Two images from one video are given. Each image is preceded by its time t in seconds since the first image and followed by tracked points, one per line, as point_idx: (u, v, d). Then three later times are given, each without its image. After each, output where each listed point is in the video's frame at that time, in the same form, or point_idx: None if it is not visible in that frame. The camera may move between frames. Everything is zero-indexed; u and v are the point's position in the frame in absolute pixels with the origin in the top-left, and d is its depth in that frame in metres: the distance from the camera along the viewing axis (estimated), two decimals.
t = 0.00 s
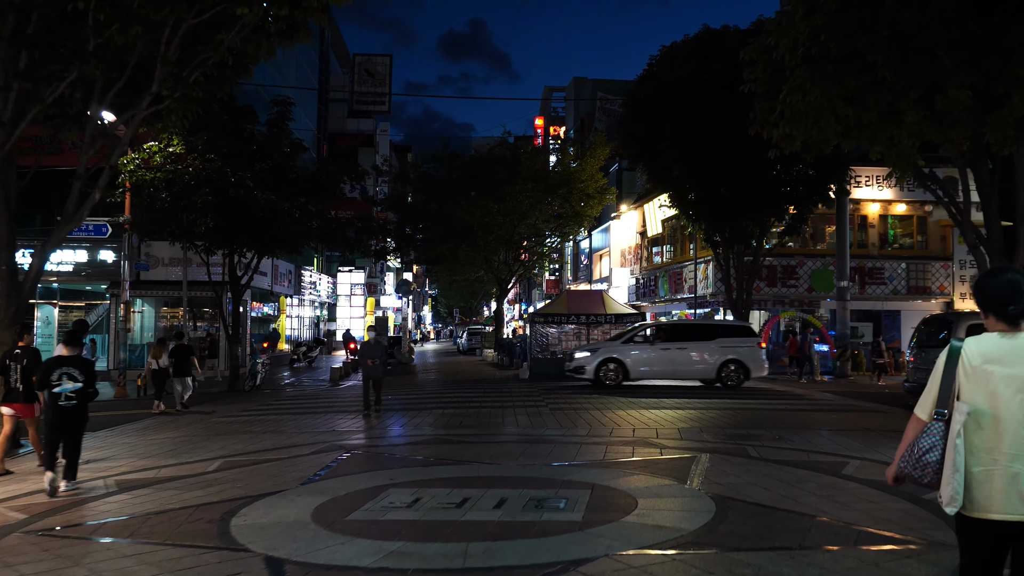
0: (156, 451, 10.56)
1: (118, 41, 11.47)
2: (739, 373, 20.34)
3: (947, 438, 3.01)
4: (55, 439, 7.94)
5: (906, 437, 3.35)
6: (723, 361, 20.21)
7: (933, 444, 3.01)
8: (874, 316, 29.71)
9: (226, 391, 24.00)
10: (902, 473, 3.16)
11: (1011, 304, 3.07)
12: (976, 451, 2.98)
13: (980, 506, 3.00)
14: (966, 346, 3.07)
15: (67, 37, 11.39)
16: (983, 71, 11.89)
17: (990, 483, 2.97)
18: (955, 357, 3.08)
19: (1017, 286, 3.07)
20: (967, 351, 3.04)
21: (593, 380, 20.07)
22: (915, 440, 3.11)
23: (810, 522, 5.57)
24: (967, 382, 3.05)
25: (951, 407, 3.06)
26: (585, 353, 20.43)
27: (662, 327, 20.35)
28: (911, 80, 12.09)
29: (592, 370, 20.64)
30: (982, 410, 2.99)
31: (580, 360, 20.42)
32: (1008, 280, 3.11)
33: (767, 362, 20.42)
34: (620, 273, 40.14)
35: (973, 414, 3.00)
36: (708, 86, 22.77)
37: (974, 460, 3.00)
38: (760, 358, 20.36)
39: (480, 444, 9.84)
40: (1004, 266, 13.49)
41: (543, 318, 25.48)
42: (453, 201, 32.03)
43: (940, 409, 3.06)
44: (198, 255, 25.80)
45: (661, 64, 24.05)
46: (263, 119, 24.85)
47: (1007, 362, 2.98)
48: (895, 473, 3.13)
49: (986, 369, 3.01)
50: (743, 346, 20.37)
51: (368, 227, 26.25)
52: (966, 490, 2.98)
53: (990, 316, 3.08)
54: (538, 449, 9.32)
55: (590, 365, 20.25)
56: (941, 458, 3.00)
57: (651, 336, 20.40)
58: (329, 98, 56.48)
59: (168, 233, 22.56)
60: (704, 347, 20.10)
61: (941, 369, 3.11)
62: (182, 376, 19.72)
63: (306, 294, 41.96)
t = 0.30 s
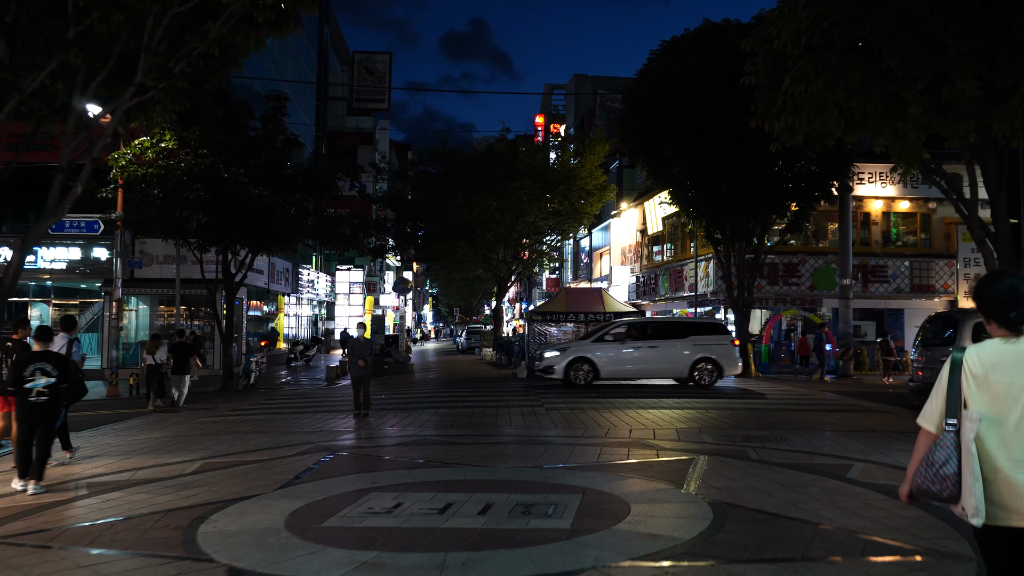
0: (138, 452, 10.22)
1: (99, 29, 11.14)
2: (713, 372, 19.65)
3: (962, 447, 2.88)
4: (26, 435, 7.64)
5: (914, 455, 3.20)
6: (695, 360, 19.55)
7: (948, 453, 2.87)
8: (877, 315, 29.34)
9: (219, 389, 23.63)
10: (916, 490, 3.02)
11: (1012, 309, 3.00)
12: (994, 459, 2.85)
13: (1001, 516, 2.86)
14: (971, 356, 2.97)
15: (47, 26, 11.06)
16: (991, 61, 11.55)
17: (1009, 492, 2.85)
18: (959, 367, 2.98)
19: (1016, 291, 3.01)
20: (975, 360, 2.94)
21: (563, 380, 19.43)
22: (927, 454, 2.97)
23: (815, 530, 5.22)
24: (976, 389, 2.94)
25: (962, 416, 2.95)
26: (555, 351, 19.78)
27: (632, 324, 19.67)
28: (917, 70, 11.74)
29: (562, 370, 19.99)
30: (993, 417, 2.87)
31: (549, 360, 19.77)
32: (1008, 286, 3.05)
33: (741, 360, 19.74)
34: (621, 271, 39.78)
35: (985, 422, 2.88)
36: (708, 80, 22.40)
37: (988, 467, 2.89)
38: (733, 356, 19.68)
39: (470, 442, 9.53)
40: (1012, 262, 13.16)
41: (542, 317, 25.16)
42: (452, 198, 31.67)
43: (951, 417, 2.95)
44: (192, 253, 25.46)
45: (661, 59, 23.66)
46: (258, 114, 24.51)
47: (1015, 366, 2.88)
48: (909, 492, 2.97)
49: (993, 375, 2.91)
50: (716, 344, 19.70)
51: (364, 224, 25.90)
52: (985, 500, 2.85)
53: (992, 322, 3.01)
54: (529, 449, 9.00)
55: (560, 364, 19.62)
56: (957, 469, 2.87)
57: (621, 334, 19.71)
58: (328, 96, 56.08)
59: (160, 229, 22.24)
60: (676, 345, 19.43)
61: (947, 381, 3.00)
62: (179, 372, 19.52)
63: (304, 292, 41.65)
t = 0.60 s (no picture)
0: (117, 459, 9.88)
1: (76, 23, 10.79)
2: (687, 373, 19.09)
3: (954, 439, 2.91)
4: None
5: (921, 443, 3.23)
6: (669, 362, 18.99)
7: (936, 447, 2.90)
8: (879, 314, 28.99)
9: (211, 392, 23.27)
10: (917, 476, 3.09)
11: (1014, 300, 2.97)
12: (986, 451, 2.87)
13: (996, 506, 2.88)
14: (973, 346, 2.96)
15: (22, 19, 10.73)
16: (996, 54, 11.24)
17: (1001, 485, 2.87)
18: (961, 358, 2.98)
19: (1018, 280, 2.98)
20: (974, 352, 2.93)
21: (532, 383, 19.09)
22: (926, 443, 3.02)
23: (815, 547, 4.89)
24: (975, 381, 2.94)
25: (959, 408, 2.96)
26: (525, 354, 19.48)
27: (603, 326, 19.11)
28: (920, 63, 11.43)
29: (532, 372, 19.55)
30: (986, 410, 2.88)
31: (519, 362, 19.37)
32: (1013, 274, 3.01)
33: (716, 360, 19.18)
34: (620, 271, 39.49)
35: (977, 416, 2.89)
36: (708, 77, 22.03)
37: (982, 459, 2.91)
38: (708, 356, 19.08)
39: (459, 448, 9.21)
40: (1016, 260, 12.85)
41: (539, 317, 24.89)
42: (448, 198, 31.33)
43: (946, 409, 2.97)
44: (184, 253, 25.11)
45: (659, 55, 23.26)
46: (251, 113, 24.17)
47: (1012, 358, 2.87)
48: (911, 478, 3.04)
49: (991, 367, 2.90)
50: (690, 344, 19.10)
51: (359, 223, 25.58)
52: (977, 492, 2.88)
53: (993, 313, 2.98)
54: (519, 455, 8.66)
55: (530, 366, 19.27)
56: (949, 459, 2.91)
57: (592, 335, 19.15)
58: (326, 96, 55.68)
59: (150, 230, 21.92)
60: (648, 347, 18.93)
61: (948, 371, 3.01)
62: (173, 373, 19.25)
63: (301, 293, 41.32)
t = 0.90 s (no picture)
0: (92, 462, 9.54)
1: (51, 12, 10.44)
2: (661, 372, 18.79)
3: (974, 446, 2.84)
4: None
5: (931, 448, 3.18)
6: (643, 361, 18.68)
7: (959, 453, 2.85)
8: (880, 313, 28.66)
9: (202, 392, 22.93)
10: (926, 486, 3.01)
11: None
12: (1008, 460, 2.83)
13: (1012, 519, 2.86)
14: (991, 352, 2.92)
15: None
16: (1001, 45, 10.92)
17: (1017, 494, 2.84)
18: (979, 363, 2.93)
19: None
20: (994, 359, 2.89)
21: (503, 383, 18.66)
22: (941, 450, 2.94)
23: (811, 562, 4.55)
24: (993, 387, 2.91)
25: (977, 414, 2.91)
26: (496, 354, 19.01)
27: (576, 325, 18.75)
28: (922, 54, 11.10)
29: (503, 371, 19.12)
30: (1008, 417, 2.84)
31: (490, 362, 18.94)
32: None
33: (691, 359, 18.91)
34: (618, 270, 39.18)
35: (1000, 422, 2.85)
36: (706, 72, 21.69)
37: (1000, 466, 2.86)
38: (682, 355, 18.80)
39: (447, 451, 8.89)
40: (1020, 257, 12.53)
41: (534, 316, 24.58)
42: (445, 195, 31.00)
43: (965, 416, 2.92)
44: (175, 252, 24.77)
45: (657, 51, 22.91)
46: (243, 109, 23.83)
47: None
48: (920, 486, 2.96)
49: (1008, 373, 2.87)
50: (664, 343, 18.80)
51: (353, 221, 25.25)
52: (996, 503, 2.84)
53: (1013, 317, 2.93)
54: (506, 458, 8.33)
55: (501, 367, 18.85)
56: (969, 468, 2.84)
57: (565, 334, 18.78)
58: (323, 93, 55.29)
59: (140, 227, 21.60)
60: (621, 346, 18.63)
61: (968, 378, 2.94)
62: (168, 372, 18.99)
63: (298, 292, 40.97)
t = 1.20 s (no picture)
0: (63, 466, 9.16)
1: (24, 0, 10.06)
2: (637, 374, 18.45)
3: (982, 439, 2.95)
4: None
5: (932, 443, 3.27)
6: (618, 362, 18.36)
7: (967, 446, 2.95)
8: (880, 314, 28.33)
9: (192, 392, 22.56)
10: (927, 479, 3.10)
11: None
12: (1012, 452, 2.95)
13: (1012, 512, 2.98)
14: (999, 348, 3.04)
15: None
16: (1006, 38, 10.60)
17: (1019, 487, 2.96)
18: (987, 358, 3.05)
19: None
20: (1002, 355, 3.02)
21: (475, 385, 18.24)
22: (946, 443, 3.04)
23: None
24: (998, 383, 3.03)
25: (984, 408, 3.02)
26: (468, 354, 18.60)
27: (550, 324, 18.44)
28: (925, 47, 10.78)
29: (475, 374, 18.70)
30: (1014, 411, 2.97)
31: (462, 364, 18.52)
32: None
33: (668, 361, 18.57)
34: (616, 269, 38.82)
35: (1008, 416, 2.98)
36: (705, 68, 21.32)
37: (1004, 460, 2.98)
38: (657, 356, 18.45)
39: (435, 456, 8.52)
40: None
41: (529, 315, 24.23)
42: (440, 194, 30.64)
43: (972, 410, 3.03)
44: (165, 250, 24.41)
45: (655, 47, 22.54)
46: (235, 105, 23.47)
47: None
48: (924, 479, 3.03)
49: (1014, 370, 3.01)
50: (640, 344, 18.46)
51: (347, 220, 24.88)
52: (1000, 498, 2.95)
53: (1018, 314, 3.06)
54: (492, 463, 7.97)
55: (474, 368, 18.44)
56: (976, 462, 2.94)
57: (539, 335, 18.43)
58: (320, 91, 54.82)
59: (128, 225, 21.25)
60: (596, 346, 18.32)
61: (978, 371, 3.04)
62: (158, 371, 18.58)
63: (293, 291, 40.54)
